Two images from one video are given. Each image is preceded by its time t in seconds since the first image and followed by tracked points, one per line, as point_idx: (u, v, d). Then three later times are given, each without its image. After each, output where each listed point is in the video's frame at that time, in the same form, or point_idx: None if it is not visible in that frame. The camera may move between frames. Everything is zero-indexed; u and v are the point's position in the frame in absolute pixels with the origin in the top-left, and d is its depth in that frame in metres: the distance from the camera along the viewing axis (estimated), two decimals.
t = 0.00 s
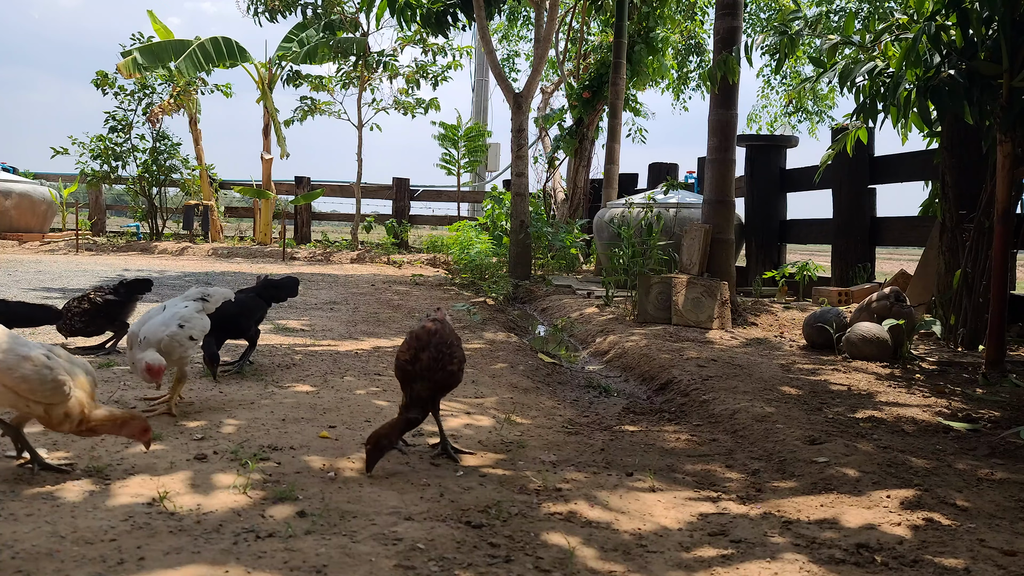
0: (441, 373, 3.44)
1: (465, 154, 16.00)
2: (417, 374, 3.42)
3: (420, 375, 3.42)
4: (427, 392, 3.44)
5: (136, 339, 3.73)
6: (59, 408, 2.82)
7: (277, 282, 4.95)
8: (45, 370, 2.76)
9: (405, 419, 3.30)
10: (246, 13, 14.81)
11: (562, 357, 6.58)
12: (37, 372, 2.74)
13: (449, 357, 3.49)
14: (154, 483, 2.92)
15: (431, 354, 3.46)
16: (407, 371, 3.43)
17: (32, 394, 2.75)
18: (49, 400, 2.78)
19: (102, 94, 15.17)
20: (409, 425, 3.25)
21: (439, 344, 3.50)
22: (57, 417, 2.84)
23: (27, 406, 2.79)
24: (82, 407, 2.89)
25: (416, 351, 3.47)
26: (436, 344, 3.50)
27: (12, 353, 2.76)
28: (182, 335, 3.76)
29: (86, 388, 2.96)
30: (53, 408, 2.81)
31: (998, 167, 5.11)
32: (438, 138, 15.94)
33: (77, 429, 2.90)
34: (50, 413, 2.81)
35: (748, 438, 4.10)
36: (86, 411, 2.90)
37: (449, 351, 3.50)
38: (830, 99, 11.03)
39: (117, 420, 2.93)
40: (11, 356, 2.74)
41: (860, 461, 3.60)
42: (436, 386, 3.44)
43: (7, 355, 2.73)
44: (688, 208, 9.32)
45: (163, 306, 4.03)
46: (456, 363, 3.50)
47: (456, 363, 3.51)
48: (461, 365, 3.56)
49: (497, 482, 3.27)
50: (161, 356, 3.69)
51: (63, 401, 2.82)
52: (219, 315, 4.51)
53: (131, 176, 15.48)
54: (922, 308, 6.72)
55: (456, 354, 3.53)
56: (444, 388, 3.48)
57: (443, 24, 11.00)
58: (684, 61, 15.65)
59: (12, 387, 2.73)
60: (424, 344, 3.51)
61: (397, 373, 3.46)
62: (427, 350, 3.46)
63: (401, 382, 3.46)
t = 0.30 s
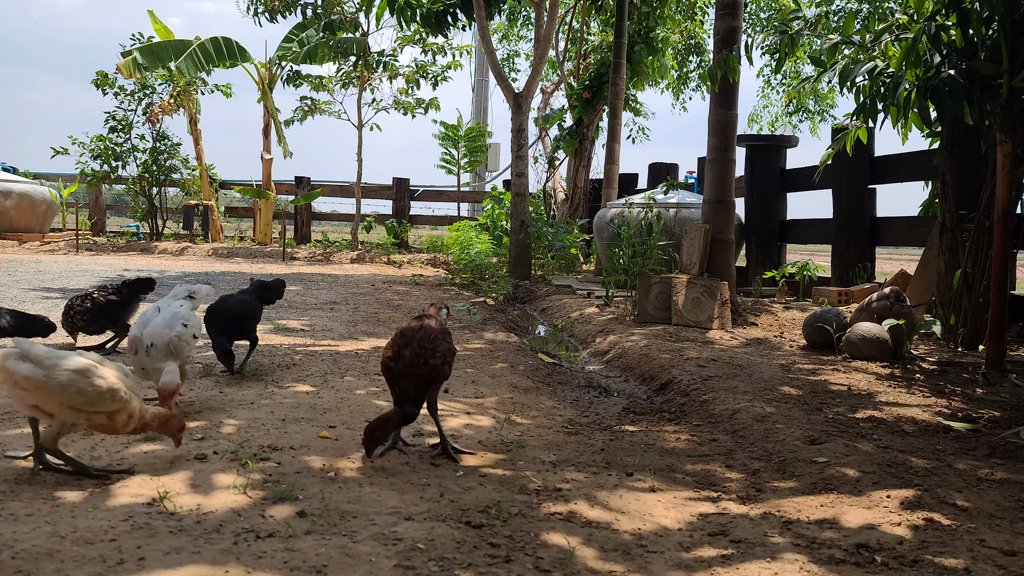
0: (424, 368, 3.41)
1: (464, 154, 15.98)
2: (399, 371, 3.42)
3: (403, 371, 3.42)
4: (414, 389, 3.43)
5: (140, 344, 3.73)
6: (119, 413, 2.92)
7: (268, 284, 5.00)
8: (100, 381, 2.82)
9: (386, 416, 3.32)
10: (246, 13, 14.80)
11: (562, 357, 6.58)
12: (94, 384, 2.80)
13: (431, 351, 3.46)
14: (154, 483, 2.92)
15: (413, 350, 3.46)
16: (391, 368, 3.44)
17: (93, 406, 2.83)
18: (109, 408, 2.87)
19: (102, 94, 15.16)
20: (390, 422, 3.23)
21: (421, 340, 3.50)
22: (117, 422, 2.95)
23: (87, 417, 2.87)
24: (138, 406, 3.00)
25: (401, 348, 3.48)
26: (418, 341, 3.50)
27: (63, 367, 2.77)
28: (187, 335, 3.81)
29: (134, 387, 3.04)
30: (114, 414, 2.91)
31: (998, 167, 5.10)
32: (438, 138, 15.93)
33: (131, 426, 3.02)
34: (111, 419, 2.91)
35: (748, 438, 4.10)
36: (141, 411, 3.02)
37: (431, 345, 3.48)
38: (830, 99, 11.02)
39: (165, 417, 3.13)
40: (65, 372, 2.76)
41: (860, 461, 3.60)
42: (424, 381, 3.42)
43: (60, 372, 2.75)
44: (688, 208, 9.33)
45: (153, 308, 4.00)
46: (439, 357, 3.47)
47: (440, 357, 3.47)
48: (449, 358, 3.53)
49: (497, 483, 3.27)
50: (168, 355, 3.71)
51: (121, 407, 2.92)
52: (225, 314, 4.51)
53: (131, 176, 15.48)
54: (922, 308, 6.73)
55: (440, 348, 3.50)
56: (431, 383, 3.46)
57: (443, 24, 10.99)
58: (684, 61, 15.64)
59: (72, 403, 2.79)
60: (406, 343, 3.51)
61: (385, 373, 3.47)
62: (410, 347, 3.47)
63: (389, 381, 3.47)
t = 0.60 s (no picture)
0: (425, 366, 3.41)
1: (464, 154, 15.99)
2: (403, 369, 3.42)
3: (406, 370, 3.42)
4: (417, 386, 3.44)
5: (143, 346, 3.72)
6: (153, 408, 3.02)
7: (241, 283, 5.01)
8: (138, 377, 2.92)
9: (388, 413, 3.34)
10: (245, 13, 14.80)
11: (562, 357, 6.58)
12: (135, 381, 2.90)
13: (433, 348, 3.46)
14: (154, 484, 2.92)
15: (415, 347, 3.45)
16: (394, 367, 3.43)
17: (132, 402, 2.92)
18: (146, 403, 2.97)
19: (102, 94, 15.16)
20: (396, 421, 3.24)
21: (422, 338, 3.49)
22: (149, 417, 3.04)
23: (122, 414, 2.93)
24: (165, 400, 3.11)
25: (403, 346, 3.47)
26: (419, 339, 3.49)
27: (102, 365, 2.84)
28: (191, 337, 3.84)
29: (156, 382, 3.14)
30: (149, 410, 3.01)
31: (998, 168, 5.10)
32: (438, 138, 15.94)
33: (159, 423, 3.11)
34: (146, 414, 3.00)
35: (748, 438, 4.10)
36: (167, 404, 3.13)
37: (432, 343, 3.47)
38: (830, 99, 11.02)
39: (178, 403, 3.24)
40: (107, 370, 2.83)
41: (860, 461, 3.60)
42: (425, 379, 3.42)
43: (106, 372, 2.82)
44: (688, 208, 9.33)
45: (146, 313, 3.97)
46: (440, 355, 3.46)
47: (441, 354, 3.46)
48: (451, 356, 3.52)
49: (497, 482, 3.27)
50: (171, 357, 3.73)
51: (156, 402, 3.02)
52: (224, 315, 4.49)
53: (131, 176, 15.48)
54: (922, 308, 6.73)
55: (441, 345, 3.49)
56: (433, 381, 3.45)
57: (443, 24, 10.99)
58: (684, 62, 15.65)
59: (114, 400, 2.86)
60: (407, 340, 3.50)
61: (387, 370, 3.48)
62: (411, 345, 3.45)
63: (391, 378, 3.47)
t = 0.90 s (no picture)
0: (424, 366, 3.41)
1: (464, 154, 16.00)
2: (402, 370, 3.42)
3: (404, 369, 3.42)
4: (417, 384, 3.46)
5: (144, 345, 3.74)
6: (168, 408, 3.04)
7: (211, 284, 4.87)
8: (154, 376, 2.97)
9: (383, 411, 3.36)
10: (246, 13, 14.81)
11: (562, 357, 6.58)
12: (150, 379, 2.94)
13: (433, 349, 3.45)
14: (154, 484, 2.92)
15: (415, 347, 3.44)
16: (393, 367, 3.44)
17: (147, 400, 2.94)
18: (161, 402, 2.99)
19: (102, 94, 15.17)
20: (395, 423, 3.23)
21: (422, 339, 3.47)
22: (164, 418, 3.05)
23: (137, 412, 2.96)
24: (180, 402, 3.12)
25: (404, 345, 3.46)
26: (420, 339, 3.47)
27: (119, 363, 2.91)
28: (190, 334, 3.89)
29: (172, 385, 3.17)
30: (162, 409, 3.02)
31: (998, 168, 5.10)
32: (438, 138, 15.95)
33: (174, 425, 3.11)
34: (161, 414, 3.02)
35: (748, 438, 4.10)
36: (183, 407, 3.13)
37: (432, 344, 3.45)
38: (830, 99, 11.03)
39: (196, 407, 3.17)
40: (123, 367, 2.89)
41: (860, 461, 3.60)
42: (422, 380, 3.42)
43: (121, 369, 2.87)
44: (688, 208, 9.33)
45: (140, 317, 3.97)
46: (440, 356, 3.45)
47: (441, 355, 3.45)
48: (451, 356, 3.51)
49: (497, 482, 3.27)
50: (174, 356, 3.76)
51: (170, 401, 3.04)
52: (223, 317, 4.41)
53: (131, 176, 15.49)
54: (922, 308, 6.73)
55: (441, 346, 3.47)
56: (432, 381, 3.46)
57: (443, 24, 11.00)
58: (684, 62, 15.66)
59: (130, 396, 2.89)
60: (409, 340, 3.49)
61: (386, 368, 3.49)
62: (411, 345, 3.44)
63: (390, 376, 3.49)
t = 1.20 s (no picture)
0: (410, 371, 3.41)
1: (464, 154, 16.00)
2: (388, 372, 3.45)
3: (390, 372, 3.44)
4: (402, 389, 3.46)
5: (143, 345, 3.74)
6: (194, 400, 3.07)
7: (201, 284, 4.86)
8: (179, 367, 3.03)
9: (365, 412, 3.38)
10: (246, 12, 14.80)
11: (562, 357, 6.58)
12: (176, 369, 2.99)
13: (421, 355, 3.44)
14: (154, 484, 2.92)
15: (404, 352, 3.46)
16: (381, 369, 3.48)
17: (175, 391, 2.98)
18: (188, 393, 3.03)
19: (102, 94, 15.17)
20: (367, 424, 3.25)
21: (412, 344, 3.48)
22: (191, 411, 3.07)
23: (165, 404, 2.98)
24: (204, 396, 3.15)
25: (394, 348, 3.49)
26: (410, 343, 3.49)
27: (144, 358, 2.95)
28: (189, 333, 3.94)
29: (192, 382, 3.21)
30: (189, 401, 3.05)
31: (998, 168, 5.10)
32: (438, 138, 15.96)
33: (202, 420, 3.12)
34: (188, 405, 3.05)
35: (748, 438, 4.10)
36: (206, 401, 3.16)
37: (421, 349, 3.45)
38: (830, 99, 11.03)
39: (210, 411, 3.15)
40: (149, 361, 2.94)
41: (860, 461, 3.60)
42: (407, 384, 3.43)
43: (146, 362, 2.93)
44: (688, 208, 9.33)
45: (124, 320, 3.92)
46: (427, 362, 3.42)
47: (429, 361, 3.43)
48: (441, 363, 3.47)
49: (497, 483, 3.27)
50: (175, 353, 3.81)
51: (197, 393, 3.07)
52: (226, 318, 4.44)
53: (131, 176, 15.49)
54: (922, 308, 6.73)
55: (431, 351, 3.45)
56: (417, 386, 3.45)
57: (443, 24, 11.00)
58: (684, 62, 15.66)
59: (158, 388, 2.93)
60: (400, 345, 3.51)
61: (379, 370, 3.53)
62: (401, 349, 3.47)
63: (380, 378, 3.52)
